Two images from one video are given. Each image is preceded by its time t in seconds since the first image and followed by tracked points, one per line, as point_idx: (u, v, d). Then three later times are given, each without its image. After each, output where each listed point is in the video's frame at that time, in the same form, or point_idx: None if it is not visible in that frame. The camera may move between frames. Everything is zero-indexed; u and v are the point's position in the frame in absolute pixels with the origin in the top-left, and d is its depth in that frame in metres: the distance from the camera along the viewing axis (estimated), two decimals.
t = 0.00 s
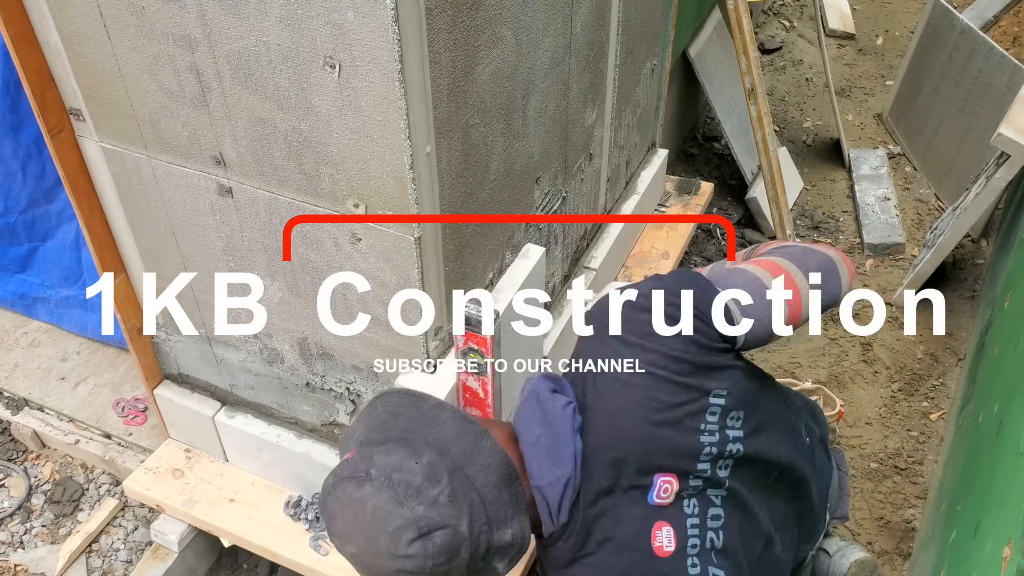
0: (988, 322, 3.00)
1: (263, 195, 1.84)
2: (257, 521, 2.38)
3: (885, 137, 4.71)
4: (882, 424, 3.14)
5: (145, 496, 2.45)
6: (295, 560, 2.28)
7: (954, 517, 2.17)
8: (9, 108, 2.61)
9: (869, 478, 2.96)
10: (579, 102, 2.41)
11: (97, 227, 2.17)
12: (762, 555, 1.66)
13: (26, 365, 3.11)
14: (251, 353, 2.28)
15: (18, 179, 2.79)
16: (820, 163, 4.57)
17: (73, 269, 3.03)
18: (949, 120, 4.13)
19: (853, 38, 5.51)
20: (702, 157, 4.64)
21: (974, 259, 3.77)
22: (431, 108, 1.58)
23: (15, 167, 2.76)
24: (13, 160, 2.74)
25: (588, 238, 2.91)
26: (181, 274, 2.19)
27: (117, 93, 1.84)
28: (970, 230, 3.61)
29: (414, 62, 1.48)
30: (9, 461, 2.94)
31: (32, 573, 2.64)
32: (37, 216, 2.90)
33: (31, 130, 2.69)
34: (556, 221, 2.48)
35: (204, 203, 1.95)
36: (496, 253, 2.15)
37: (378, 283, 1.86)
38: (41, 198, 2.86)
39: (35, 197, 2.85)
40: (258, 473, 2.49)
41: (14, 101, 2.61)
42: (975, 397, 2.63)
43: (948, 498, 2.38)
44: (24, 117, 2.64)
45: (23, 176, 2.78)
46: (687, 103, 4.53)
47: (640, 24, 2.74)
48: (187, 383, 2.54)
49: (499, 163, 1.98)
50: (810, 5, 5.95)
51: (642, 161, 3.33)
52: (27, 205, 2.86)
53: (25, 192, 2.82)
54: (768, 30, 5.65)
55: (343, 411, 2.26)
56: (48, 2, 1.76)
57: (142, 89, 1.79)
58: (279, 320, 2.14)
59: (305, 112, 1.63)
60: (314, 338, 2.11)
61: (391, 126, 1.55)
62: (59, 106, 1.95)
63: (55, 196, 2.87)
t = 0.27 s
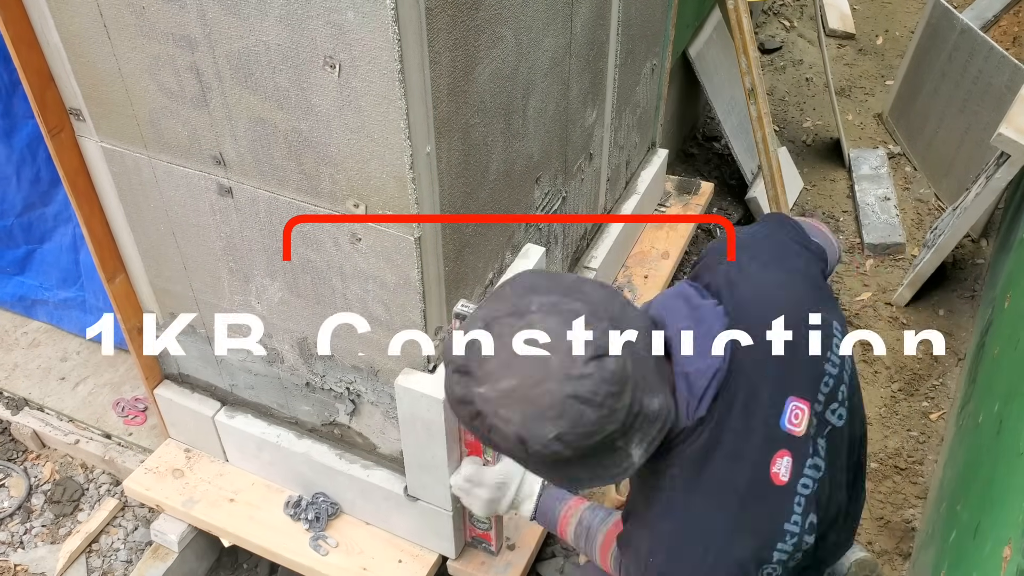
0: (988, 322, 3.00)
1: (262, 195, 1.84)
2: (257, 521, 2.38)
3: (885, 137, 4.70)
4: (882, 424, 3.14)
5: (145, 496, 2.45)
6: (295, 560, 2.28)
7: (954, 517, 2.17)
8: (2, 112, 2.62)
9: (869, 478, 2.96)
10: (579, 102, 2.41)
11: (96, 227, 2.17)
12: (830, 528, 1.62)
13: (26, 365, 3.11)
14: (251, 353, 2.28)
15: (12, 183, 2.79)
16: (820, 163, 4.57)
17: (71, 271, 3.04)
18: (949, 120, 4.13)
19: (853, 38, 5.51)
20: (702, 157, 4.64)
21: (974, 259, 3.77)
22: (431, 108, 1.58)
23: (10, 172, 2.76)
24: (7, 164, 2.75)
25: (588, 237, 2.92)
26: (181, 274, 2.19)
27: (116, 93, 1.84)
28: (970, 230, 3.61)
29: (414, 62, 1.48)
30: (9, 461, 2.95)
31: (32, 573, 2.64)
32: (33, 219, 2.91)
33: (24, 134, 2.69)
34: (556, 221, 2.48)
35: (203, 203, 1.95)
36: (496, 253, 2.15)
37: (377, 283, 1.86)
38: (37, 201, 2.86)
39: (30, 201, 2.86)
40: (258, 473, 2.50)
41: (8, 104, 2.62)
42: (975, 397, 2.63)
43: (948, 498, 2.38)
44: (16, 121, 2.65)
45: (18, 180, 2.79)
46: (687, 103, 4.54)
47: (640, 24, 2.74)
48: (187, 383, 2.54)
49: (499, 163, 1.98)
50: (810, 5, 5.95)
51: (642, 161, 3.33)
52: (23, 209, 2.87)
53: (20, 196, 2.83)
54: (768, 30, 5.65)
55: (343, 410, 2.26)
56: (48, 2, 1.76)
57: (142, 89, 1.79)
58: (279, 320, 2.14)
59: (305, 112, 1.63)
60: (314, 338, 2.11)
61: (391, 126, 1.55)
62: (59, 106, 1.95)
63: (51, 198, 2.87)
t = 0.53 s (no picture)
0: (988, 322, 3.00)
1: (262, 195, 1.84)
2: (257, 521, 2.38)
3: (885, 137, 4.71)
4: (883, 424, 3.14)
5: (145, 496, 2.45)
6: (295, 560, 2.29)
7: (954, 518, 2.17)
8: None
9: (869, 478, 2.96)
10: (579, 102, 2.41)
11: (96, 226, 2.17)
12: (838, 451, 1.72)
13: (26, 365, 3.11)
14: (250, 353, 2.28)
15: (7, 187, 2.80)
16: (820, 162, 4.57)
17: (68, 273, 3.04)
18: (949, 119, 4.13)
19: (853, 38, 5.51)
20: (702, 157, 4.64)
21: (974, 259, 3.77)
22: (431, 108, 1.58)
23: (5, 175, 2.77)
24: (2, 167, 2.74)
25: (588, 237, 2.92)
26: (181, 273, 2.19)
27: (116, 93, 1.84)
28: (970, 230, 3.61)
29: (414, 62, 1.48)
30: (9, 461, 2.95)
31: (31, 573, 2.63)
32: (30, 222, 2.92)
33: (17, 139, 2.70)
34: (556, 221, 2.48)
35: (203, 202, 1.95)
36: (496, 254, 2.15)
37: (377, 283, 1.86)
38: (33, 204, 2.87)
39: (26, 204, 2.86)
40: (258, 473, 2.50)
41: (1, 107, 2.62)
42: (976, 397, 2.63)
43: (949, 498, 2.38)
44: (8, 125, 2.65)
45: (13, 184, 2.79)
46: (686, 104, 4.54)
47: (640, 23, 2.74)
48: (186, 383, 2.54)
49: (499, 163, 1.98)
50: (810, 5, 5.95)
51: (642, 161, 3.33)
52: (19, 211, 2.88)
53: (16, 200, 2.84)
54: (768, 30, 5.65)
55: (343, 410, 2.26)
56: (48, 2, 1.76)
57: (142, 89, 1.79)
58: (278, 320, 2.14)
59: (305, 112, 1.63)
60: (314, 338, 2.11)
61: (390, 126, 1.55)
62: (59, 106, 1.95)
63: (46, 201, 2.87)
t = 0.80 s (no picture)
0: (987, 321, 3.00)
1: (262, 195, 1.84)
2: (257, 521, 2.38)
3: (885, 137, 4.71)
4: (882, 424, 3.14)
5: (145, 496, 2.45)
6: (295, 560, 2.29)
7: (954, 517, 2.17)
8: None
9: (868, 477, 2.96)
10: (578, 101, 2.41)
11: (96, 226, 2.17)
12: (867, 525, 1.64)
13: (26, 364, 3.11)
14: (251, 353, 2.29)
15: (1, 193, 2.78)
16: (820, 162, 4.57)
17: (65, 275, 3.04)
18: (949, 119, 4.13)
19: (853, 38, 5.51)
20: (702, 157, 4.64)
21: (974, 259, 3.77)
22: (431, 108, 1.58)
23: None
24: None
25: (588, 237, 2.93)
26: (181, 273, 2.19)
27: (116, 93, 1.84)
28: (970, 230, 3.61)
29: (414, 62, 1.48)
30: (9, 460, 2.95)
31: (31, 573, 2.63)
32: (24, 226, 2.92)
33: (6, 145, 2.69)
34: (556, 221, 2.48)
35: (203, 202, 1.95)
36: (496, 253, 2.15)
37: (377, 283, 1.86)
38: (26, 209, 2.86)
39: (20, 209, 2.85)
40: (258, 473, 2.50)
41: None
42: (975, 397, 2.63)
43: (948, 497, 2.38)
44: None
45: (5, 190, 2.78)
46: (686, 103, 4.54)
47: (640, 23, 2.74)
48: (186, 383, 2.54)
49: (499, 163, 1.98)
50: (810, 5, 5.95)
51: (642, 161, 3.34)
52: (13, 216, 2.87)
53: (9, 205, 2.82)
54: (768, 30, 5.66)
55: (343, 410, 2.26)
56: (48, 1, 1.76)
57: (142, 89, 1.79)
58: (278, 319, 2.14)
59: (305, 111, 1.63)
60: (314, 338, 2.11)
61: (390, 126, 1.55)
62: (59, 106, 1.95)
63: (40, 205, 2.87)
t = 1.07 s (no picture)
0: (987, 321, 2.99)
1: (262, 195, 1.84)
2: (257, 521, 2.38)
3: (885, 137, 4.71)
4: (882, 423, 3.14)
5: (145, 496, 2.45)
6: (295, 560, 2.29)
7: (954, 516, 2.16)
8: None
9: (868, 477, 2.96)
10: (578, 101, 2.41)
11: (96, 226, 2.17)
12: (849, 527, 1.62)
13: (26, 364, 3.11)
14: (250, 353, 2.29)
15: None
16: (820, 162, 4.57)
17: (61, 279, 3.06)
18: (949, 119, 4.13)
19: (853, 38, 5.51)
20: (702, 156, 4.64)
21: (974, 259, 3.77)
22: (431, 108, 1.58)
23: None
24: None
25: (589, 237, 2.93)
26: (181, 273, 2.19)
27: (116, 93, 1.84)
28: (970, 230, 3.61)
29: (415, 62, 1.48)
30: (9, 460, 2.95)
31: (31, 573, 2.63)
32: (21, 230, 2.96)
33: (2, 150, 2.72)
34: (556, 221, 2.48)
35: (203, 202, 1.95)
36: (496, 253, 2.15)
37: (378, 283, 1.86)
38: (22, 213, 2.91)
39: (15, 213, 2.90)
40: (258, 473, 2.50)
41: None
42: (975, 396, 2.62)
43: (948, 496, 2.38)
44: None
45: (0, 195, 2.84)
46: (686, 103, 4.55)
47: (640, 23, 2.74)
48: (186, 383, 2.54)
49: (499, 162, 1.98)
50: (810, 5, 5.95)
51: (642, 160, 3.34)
52: (8, 220, 2.91)
53: (5, 209, 2.87)
54: (768, 30, 5.66)
55: (343, 410, 2.26)
56: (47, 1, 1.76)
57: (142, 89, 1.79)
58: (278, 319, 2.13)
59: (305, 111, 1.63)
60: (315, 338, 2.11)
61: (390, 126, 1.55)
62: (59, 106, 1.95)
63: (35, 210, 2.92)
